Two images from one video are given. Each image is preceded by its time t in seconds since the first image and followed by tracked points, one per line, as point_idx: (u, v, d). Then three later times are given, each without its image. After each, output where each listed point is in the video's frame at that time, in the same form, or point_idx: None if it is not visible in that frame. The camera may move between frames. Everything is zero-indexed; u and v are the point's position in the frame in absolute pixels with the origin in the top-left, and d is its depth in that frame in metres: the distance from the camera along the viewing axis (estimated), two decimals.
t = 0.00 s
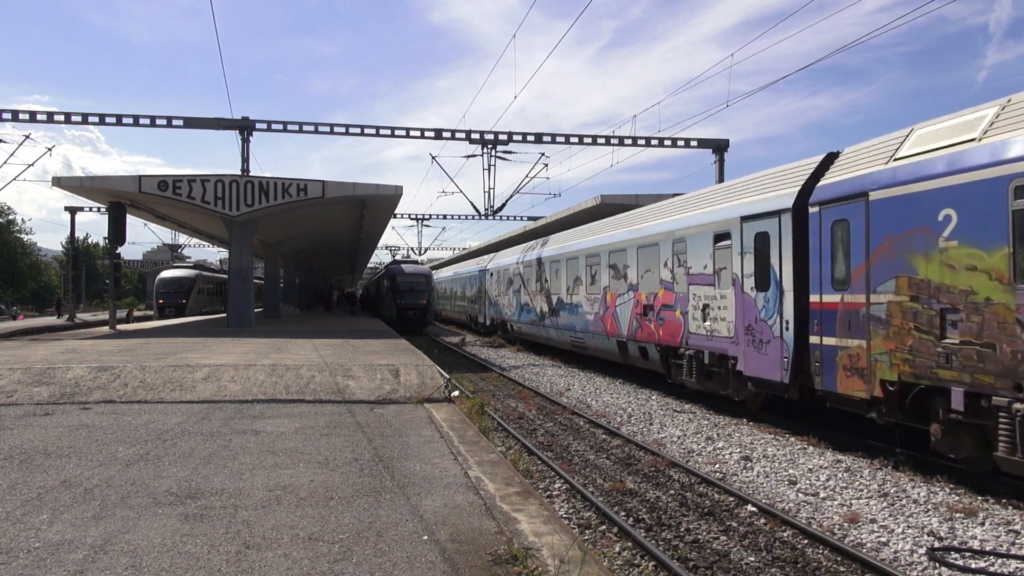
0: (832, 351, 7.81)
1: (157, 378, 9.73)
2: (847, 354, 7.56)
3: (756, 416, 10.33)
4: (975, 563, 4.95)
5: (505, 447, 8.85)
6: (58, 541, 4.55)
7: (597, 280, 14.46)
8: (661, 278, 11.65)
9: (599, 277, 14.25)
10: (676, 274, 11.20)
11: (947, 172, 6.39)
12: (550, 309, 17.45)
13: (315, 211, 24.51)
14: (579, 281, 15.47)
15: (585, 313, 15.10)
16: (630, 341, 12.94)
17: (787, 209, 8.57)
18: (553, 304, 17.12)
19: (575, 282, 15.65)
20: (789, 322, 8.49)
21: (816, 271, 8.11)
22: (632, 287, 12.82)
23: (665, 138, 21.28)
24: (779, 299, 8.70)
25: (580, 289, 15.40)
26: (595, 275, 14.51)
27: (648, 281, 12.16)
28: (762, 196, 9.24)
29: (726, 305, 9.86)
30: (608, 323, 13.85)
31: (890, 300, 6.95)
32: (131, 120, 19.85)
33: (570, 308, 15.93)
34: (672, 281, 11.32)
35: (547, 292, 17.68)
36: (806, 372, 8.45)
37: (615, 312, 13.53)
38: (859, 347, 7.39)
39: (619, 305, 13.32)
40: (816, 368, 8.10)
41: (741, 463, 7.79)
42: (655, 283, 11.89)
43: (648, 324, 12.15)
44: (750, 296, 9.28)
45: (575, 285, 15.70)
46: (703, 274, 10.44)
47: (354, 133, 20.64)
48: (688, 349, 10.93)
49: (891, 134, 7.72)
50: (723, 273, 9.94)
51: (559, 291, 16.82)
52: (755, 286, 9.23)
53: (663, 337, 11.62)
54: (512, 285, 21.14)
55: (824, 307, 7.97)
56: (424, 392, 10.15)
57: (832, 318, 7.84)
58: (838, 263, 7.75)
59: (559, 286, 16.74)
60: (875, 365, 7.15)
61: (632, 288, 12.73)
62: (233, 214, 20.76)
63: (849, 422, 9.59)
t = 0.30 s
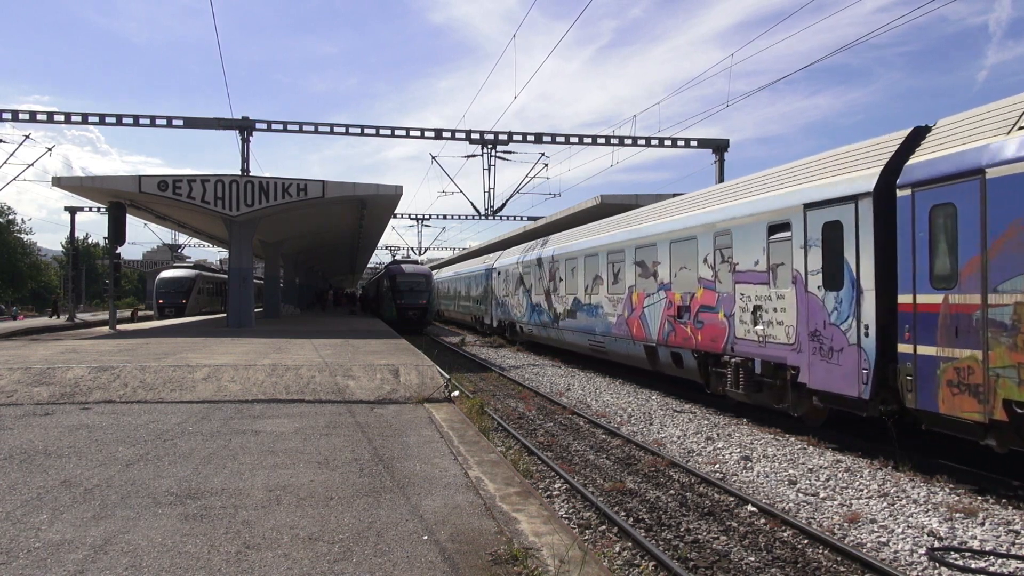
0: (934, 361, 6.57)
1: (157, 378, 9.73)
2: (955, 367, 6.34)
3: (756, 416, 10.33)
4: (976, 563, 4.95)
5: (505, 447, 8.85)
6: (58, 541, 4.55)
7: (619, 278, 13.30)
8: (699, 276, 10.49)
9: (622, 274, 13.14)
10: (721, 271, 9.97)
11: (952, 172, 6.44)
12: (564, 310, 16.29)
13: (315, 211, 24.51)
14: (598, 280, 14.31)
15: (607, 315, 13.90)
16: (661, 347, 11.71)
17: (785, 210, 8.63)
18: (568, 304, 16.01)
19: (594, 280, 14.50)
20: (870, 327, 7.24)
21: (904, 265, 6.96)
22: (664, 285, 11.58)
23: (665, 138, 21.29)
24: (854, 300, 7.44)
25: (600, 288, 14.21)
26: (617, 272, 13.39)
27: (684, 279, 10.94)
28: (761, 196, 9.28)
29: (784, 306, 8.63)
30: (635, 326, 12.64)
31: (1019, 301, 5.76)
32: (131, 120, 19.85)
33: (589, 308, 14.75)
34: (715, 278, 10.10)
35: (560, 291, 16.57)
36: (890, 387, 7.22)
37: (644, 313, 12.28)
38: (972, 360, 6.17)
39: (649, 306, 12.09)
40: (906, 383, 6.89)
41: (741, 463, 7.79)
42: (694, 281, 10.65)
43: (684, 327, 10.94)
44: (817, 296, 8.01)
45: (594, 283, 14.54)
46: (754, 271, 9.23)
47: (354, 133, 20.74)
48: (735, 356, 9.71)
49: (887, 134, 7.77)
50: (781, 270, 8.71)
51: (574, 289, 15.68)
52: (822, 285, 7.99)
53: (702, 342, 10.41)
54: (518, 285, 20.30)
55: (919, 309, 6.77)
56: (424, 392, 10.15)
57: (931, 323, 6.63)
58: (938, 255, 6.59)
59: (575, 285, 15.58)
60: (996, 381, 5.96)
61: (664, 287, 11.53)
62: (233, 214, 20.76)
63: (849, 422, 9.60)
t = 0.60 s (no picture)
0: None
1: (157, 378, 9.73)
2: None
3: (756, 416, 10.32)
4: (975, 563, 4.95)
5: (505, 447, 8.85)
6: (58, 541, 4.55)
7: (647, 276, 12.09)
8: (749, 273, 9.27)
9: (651, 272, 11.93)
10: (780, 267, 8.68)
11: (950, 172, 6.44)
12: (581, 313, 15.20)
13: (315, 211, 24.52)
14: (623, 279, 13.09)
15: (632, 317, 12.71)
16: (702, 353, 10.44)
17: (784, 209, 8.63)
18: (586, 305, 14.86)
19: (618, 280, 13.28)
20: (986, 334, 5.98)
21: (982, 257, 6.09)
22: (703, 284, 10.38)
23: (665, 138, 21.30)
24: (964, 302, 6.16)
25: (625, 288, 12.99)
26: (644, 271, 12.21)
27: (730, 276, 9.70)
28: (760, 196, 9.29)
29: (860, 309, 7.36)
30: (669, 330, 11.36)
31: None
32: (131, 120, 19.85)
33: (612, 309, 13.56)
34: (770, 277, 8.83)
35: (575, 291, 15.56)
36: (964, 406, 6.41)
37: (680, 315, 11.02)
38: None
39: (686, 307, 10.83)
40: None
41: (741, 463, 7.79)
42: (745, 279, 9.37)
43: (730, 331, 9.68)
44: (910, 297, 6.73)
45: (617, 284, 13.31)
46: (823, 267, 7.95)
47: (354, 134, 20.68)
48: (793, 366, 8.45)
49: (882, 133, 7.81)
50: (860, 265, 7.43)
51: (594, 289, 14.46)
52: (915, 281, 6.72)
53: (753, 348, 9.15)
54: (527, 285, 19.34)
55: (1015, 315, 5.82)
56: (424, 391, 10.15)
57: None
58: None
59: (596, 284, 14.33)
60: None
61: (705, 286, 10.28)
62: (233, 214, 20.76)
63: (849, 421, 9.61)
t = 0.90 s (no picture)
0: None
1: (157, 379, 9.73)
2: None
3: (756, 416, 10.33)
4: (975, 563, 4.95)
5: (505, 447, 8.85)
6: (58, 541, 4.55)
7: (682, 274, 10.97)
8: (818, 269, 8.05)
9: (687, 270, 10.82)
10: (859, 262, 7.44)
11: (948, 173, 6.45)
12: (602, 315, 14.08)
13: (315, 211, 24.53)
14: (651, 278, 11.95)
15: (665, 319, 11.52)
16: (755, 362, 9.21)
17: (784, 209, 8.65)
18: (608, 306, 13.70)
19: (647, 279, 12.09)
20: None
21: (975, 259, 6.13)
22: (755, 282, 9.18)
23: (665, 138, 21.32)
24: None
25: (644, 288, 12.20)
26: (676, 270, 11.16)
27: (789, 273, 8.55)
28: (760, 197, 9.31)
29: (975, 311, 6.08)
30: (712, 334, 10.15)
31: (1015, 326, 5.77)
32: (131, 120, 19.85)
33: (640, 311, 12.36)
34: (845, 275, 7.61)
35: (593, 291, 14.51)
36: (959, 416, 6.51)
37: (726, 318, 9.81)
38: None
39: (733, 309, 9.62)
40: None
41: (741, 463, 7.79)
42: (811, 276, 8.15)
43: (792, 336, 8.45)
44: None
45: (646, 283, 12.13)
46: (920, 261, 6.70)
47: (354, 133, 20.98)
48: (877, 379, 7.22)
49: (881, 134, 7.82)
50: (971, 259, 6.18)
51: (618, 289, 13.28)
52: None
53: (822, 357, 7.91)
54: (539, 285, 18.19)
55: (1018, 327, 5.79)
56: (424, 392, 10.15)
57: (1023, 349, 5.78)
58: None
59: (621, 284, 13.13)
60: None
61: (760, 284, 9.05)
62: (233, 214, 20.76)
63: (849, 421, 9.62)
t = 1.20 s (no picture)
0: None
1: (157, 379, 9.73)
2: None
3: (756, 416, 10.33)
4: (975, 563, 4.95)
5: (505, 447, 8.85)
6: (58, 541, 4.55)
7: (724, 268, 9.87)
8: (911, 264, 6.79)
9: (732, 266, 9.68)
10: (970, 253, 6.19)
11: (946, 173, 6.46)
12: (626, 317, 12.95)
13: (315, 211, 24.54)
14: (687, 276, 10.83)
15: (705, 322, 10.38)
16: (824, 372, 7.96)
17: (785, 210, 8.64)
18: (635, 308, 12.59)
19: (682, 277, 10.96)
20: None
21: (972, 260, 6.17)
22: (822, 280, 7.98)
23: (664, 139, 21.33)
24: None
25: (644, 288, 12.21)
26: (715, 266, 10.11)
27: (867, 268, 7.35)
28: (759, 197, 9.32)
29: None
30: (766, 338, 8.96)
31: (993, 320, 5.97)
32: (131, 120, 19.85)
33: (674, 313, 11.21)
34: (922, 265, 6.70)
35: (614, 290, 13.43)
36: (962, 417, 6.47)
37: (785, 321, 8.59)
38: None
39: (796, 310, 8.39)
40: None
41: (741, 463, 7.79)
42: (901, 270, 6.90)
43: (876, 342, 7.18)
44: None
45: (681, 281, 11.01)
46: (959, 259, 6.30)
47: (354, 134, 21.14)
48: (997, 399, 5.95)
49: (880, 133, 7.82)
50: None
51: (646, 289, 12.17)
52: None
53: (917, 369, 6.67)
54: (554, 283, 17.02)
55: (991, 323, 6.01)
56: (424, 392, 10.15)
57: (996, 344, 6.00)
58: None
59: (649, 283, 11.99)
60: None
61: (832, 282, 7.82)
62: (233, 214, 20.76)
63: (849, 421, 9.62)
